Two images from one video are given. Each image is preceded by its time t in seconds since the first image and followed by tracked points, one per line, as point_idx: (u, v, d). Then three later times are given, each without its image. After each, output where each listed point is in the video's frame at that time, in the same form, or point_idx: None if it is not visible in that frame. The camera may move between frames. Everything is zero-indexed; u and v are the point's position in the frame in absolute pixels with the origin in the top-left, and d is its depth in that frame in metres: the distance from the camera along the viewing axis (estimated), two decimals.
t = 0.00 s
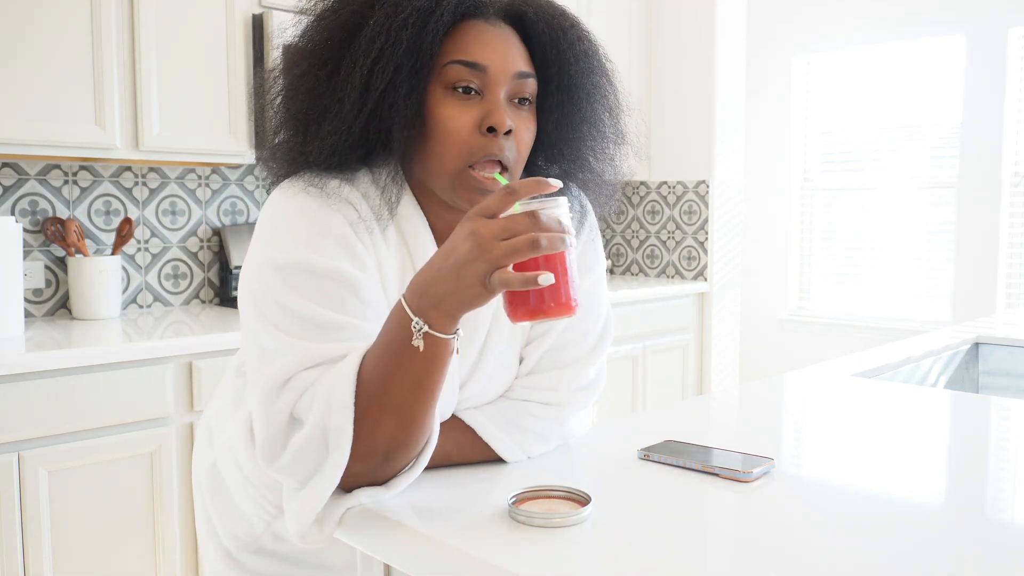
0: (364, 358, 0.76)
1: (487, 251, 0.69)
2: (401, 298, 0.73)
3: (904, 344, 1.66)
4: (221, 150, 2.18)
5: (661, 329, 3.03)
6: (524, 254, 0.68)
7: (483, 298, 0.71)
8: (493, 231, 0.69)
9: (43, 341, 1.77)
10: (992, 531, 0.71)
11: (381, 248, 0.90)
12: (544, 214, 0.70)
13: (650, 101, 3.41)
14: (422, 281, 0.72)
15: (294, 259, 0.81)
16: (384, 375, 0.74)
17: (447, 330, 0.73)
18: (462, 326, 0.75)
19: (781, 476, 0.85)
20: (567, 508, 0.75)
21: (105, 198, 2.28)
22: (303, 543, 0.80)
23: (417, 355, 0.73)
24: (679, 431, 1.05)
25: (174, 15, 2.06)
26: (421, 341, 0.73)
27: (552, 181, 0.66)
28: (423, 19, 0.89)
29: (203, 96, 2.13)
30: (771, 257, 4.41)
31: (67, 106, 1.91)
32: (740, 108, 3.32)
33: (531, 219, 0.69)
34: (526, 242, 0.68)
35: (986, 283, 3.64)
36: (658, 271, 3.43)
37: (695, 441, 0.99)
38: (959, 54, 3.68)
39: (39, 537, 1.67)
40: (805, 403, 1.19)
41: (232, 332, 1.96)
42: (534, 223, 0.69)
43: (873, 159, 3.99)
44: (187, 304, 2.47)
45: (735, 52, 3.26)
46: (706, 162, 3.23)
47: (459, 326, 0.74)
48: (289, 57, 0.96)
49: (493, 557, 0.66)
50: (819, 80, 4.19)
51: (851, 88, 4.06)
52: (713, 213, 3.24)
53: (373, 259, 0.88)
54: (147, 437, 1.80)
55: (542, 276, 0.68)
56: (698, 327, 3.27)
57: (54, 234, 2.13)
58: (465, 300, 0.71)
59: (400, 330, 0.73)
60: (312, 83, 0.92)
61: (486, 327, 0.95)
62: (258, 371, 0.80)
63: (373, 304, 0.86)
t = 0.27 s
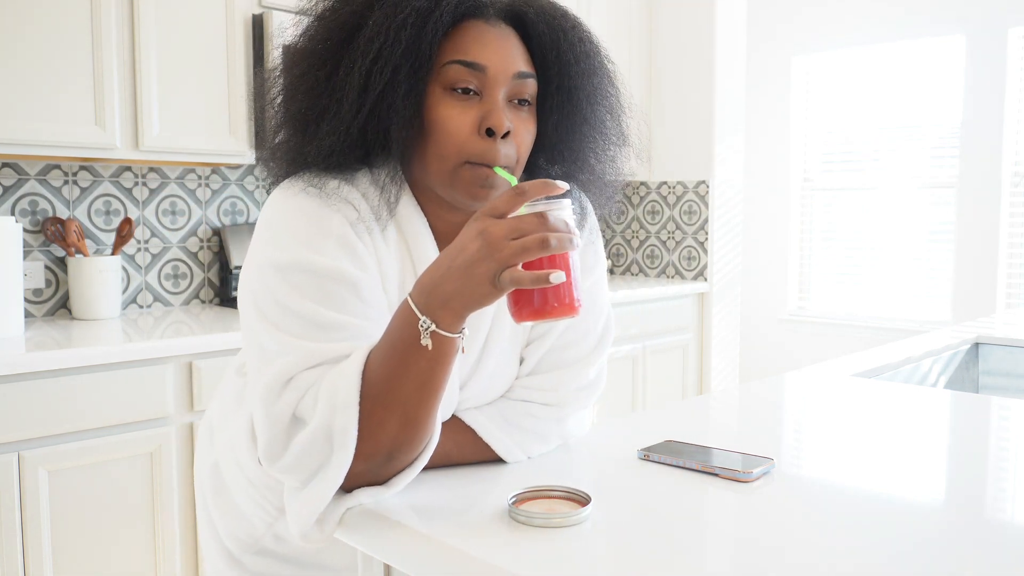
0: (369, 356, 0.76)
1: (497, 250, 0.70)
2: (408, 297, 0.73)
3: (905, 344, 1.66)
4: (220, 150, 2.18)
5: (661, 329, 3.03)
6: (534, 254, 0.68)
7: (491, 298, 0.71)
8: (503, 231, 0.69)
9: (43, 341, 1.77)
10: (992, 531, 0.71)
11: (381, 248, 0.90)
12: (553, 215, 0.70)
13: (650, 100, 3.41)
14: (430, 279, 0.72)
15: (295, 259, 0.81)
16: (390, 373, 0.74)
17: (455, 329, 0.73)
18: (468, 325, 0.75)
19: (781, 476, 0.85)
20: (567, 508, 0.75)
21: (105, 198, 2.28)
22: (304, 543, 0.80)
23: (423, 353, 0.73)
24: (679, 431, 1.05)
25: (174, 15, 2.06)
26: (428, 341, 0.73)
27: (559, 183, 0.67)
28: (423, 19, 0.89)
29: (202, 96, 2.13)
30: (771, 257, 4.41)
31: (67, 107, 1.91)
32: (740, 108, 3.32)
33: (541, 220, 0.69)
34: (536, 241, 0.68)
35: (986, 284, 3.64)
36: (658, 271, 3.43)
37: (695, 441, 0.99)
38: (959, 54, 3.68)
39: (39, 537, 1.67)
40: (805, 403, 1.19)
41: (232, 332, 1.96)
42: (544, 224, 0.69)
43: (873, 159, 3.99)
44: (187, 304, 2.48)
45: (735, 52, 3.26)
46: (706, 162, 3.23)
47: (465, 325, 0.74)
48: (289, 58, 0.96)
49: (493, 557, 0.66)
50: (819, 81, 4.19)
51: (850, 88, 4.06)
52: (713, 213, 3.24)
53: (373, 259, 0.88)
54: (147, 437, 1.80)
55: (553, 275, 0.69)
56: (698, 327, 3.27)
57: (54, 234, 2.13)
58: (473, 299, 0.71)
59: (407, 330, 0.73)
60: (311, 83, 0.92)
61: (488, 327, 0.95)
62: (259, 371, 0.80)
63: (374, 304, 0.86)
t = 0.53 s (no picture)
0: (371, 354, 0.76)
1: (504, 249, 0.70)
2: (410, 295, 0.74)
3: (905, 344, 1.66)
4: (220, 150, 2.18)
5: (661, 329, 3.03)
6: (541, 252, 0.69)
7: (495, 296, 0.71)
8: (510, 230, 0.70)
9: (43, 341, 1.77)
10: (992, 531, 0.71)
11: (380, 247, 0.90)
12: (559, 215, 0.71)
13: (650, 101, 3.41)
14: (434, 277, 0.72)
15: (292, 258, 0.81)
16: (391, 373, 0.74)
17: (457, 328, 0.73)
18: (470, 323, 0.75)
19: (781, 476, 0.85)
20: (567, 508, 0.75)
21: (105, 198, 2.28)
22: (305, 543, 0.80)
23: (423, 350, 0.73)
24: (679, 431, 1.05)
25: (174, 15, 2.06)
26: (431, 339, 0.73)
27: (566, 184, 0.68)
28: (417, 12, 0.88)
29: (202, 96, 2.13)
30: (771, 257, 4.41)
31: (67, 107, 1.91)
32: (740, 108, 3.32)
33: (547, 220, 0.70)
34: (543, 239, 0.68)
35: (985, 284, 3.64)
36: (658, 271, 3.43)
37: (696, 441, 0.99)
38: (960, 54, 3.68)
39: (39, 537, 1.67)
40: (805, 404, 1.19)
41: (232, 332, 1.96)
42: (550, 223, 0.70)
43: (873, 158, 3.99)
44: (187, 304, 2.47)
45: (735, 52, 3.26)
46: (706, 162, 3.23)
47: (468, 323, 0.74)
48: (285, 52, 0.96)
49: (494, 557, 0.66)
50: (819, 81, 4.19)
51: (850, 87, 4.06)
52: (713, 213, 3.24)
53: (371, 259, 0.88)
54: (147, 437, 1.80)
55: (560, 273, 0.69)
56: (698, 327, 3.27)
57: (54, 234, 2.13)
58: (477, 297, 0.71)
59: (410, 327, 0.73)
60: (306, 77, 0.92)
61: (488, 326, 0.95)
62: (258, 371, 0.80)
63: (373, 303, 0.86)
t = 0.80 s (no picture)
0: (371, 354, 0.76)
1: (510, 253, 0.71)
2: (410, 296, 0.74)
3: (905, 344, 1.66)
4: (220, 150, 2.18)
5: (661, 329, 3.03)
6: (547, 258, 0.69)
7: (496, 299, 0.72)
8: (517, 235, 0.70)
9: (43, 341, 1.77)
10: (992, 531, 0.71)
11: (378, 248, 0.90)
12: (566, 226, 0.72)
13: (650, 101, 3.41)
14: (438, 277, 0.72)
15: (291, 259, 0.81)
16: (391, 373, 0.74)
17: (456, 330, 0.73)
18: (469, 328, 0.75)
19: (781, 476, 0.85)
20: (566, 508, 0.75)
21: (105, 198, 2.28)
22: (304, 543, 0.80)
23: (424, 352, 0.73)
24: (679, 431, 1.05)
25: (174, 15, 2.06)
26: (431, 339, 0.73)
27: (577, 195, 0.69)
28: (425, 22, 0.88)
29: (202, 95, 2.13)
30: (771, 257, 4.41)
31: (67, 107, 1.91)
32: (740, 108, 3.32)
33: (553, 228, 0.71)
34: (550, 246, 0.69)
35: (985, 284, 3.64)
36: (658, 270, 3.43)
37: (695, 441, 0.99)
38: (960, 54, 3.68)
39: (39, 537, 1.67)
40: (805, 404, 1.19)
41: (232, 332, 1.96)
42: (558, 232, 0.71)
43: (873, 158, 3.99)
44: (187, 304, 2.48)
45: (735, 52, 3.26)
46: (706, 163, 3.23)
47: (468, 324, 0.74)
48: (288, 55, 0.95)
49: (494, 557, 0.66)
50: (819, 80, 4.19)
51: (850, 87, 4.06)
52: (713, 213, 3.23)
53: (370, 261, 0.89)
54: (147, 437, 1.80)
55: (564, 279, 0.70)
56: (698, 327, 3.27)
57: (54, 234, 2.13)
58: (479, 299, 0.71)
59: (410, 327, 0.73)
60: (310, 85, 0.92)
61: (488, 327, 0.95)
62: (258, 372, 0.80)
63: (373, 304, 0.86)
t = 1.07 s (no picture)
0: (374, 355, 0.76)
1: (517, 255, 0.70)
2: (417, 296, 0.74)
3: (905, 344, 1.66)
4: (220, 149, 2.18)
5: (661, 329, 3.03)
6: (554, 262, 0.69)
7: (502, 302, 0.71)
8: (525, 238, 0.71)
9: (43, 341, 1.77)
10: (992, 531, 0.71)
11: (380, 249, 0.90)
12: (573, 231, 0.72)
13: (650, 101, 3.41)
14: (445, 278, 0.72)
15: (293, 259, 0.81)
16: (395, 375, 0.74)
17: (461, 332, 0.73)
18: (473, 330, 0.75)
19: (781, 477, 0.85)
20: (567, 508, 0.75)
21: (105, 198, 2.28)
22: (304, 543, 0.79)
23: (428, 354, 0.73)
24: (679, 430, 1.05)
25: (174, 13, 2.06)
26: (436, 341, 0.73)
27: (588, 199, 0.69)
28: (424, 24, 0.88)
29: (201, 94, 2.13)
30: (771, 257, 4.41)
31: (66, 107, 1.90)
32: (740, 108, 3.32)
33: (560, 233, 0.71)
34: (558, 249, 0.69)
35: (985, 284, 3.64)
36: (658, 271, 3.43)
37: (696, 441, 0.99)
38: (960, 53, 3.68)
39: (39, 537, 1.67)
40: (805, 404, 1.19)
41: (232, 332, 1.96)
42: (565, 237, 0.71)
43: (873, 158, 3.99)
44: (187, 304, 2.48)
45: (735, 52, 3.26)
46: (705, 162, 3.23)
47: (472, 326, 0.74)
48: (286, 59, 0.95)
49: (494, 556, 0.66)
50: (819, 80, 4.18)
51: (850, 87, 4.06)
52: (713, 213, 3.23)
53: (372, 260, 0.88)
54: (147, 437, 1.80)
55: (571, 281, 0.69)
56: (698, 327, 3.27)
57: (54, 235, 2.13)
58: (485, 300, 0.71)
59: (414, 328, 0.73)
60: (310, 88, 0.92)
61: (488, 328, 0.95)
62: (260, 372, 0.80)
63: (375, 303, 0.86)
